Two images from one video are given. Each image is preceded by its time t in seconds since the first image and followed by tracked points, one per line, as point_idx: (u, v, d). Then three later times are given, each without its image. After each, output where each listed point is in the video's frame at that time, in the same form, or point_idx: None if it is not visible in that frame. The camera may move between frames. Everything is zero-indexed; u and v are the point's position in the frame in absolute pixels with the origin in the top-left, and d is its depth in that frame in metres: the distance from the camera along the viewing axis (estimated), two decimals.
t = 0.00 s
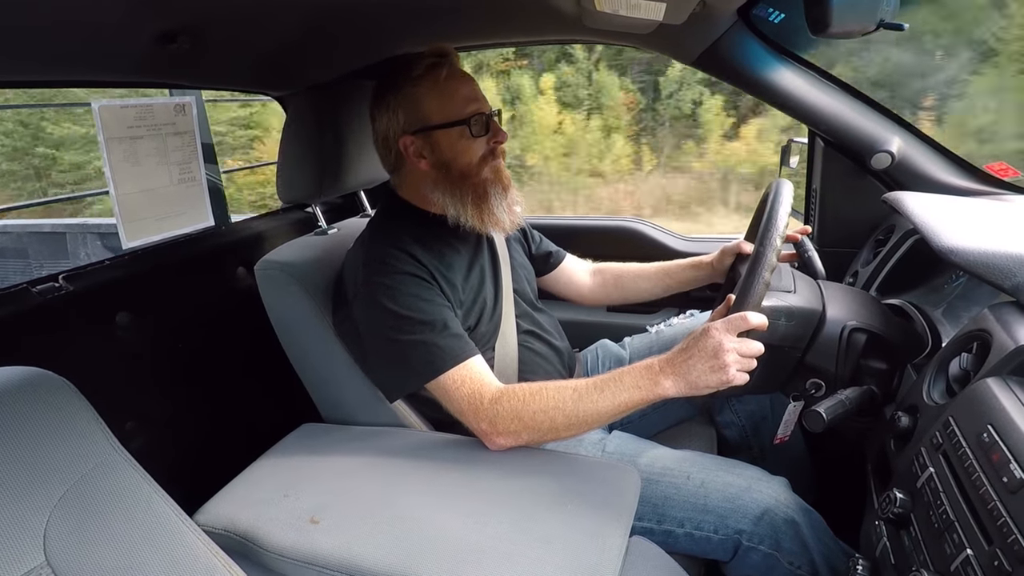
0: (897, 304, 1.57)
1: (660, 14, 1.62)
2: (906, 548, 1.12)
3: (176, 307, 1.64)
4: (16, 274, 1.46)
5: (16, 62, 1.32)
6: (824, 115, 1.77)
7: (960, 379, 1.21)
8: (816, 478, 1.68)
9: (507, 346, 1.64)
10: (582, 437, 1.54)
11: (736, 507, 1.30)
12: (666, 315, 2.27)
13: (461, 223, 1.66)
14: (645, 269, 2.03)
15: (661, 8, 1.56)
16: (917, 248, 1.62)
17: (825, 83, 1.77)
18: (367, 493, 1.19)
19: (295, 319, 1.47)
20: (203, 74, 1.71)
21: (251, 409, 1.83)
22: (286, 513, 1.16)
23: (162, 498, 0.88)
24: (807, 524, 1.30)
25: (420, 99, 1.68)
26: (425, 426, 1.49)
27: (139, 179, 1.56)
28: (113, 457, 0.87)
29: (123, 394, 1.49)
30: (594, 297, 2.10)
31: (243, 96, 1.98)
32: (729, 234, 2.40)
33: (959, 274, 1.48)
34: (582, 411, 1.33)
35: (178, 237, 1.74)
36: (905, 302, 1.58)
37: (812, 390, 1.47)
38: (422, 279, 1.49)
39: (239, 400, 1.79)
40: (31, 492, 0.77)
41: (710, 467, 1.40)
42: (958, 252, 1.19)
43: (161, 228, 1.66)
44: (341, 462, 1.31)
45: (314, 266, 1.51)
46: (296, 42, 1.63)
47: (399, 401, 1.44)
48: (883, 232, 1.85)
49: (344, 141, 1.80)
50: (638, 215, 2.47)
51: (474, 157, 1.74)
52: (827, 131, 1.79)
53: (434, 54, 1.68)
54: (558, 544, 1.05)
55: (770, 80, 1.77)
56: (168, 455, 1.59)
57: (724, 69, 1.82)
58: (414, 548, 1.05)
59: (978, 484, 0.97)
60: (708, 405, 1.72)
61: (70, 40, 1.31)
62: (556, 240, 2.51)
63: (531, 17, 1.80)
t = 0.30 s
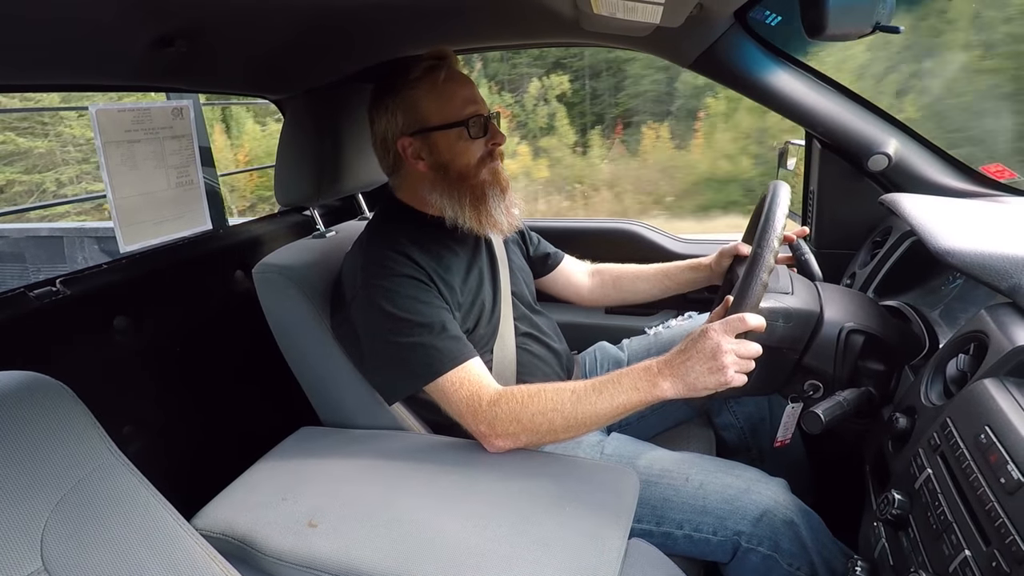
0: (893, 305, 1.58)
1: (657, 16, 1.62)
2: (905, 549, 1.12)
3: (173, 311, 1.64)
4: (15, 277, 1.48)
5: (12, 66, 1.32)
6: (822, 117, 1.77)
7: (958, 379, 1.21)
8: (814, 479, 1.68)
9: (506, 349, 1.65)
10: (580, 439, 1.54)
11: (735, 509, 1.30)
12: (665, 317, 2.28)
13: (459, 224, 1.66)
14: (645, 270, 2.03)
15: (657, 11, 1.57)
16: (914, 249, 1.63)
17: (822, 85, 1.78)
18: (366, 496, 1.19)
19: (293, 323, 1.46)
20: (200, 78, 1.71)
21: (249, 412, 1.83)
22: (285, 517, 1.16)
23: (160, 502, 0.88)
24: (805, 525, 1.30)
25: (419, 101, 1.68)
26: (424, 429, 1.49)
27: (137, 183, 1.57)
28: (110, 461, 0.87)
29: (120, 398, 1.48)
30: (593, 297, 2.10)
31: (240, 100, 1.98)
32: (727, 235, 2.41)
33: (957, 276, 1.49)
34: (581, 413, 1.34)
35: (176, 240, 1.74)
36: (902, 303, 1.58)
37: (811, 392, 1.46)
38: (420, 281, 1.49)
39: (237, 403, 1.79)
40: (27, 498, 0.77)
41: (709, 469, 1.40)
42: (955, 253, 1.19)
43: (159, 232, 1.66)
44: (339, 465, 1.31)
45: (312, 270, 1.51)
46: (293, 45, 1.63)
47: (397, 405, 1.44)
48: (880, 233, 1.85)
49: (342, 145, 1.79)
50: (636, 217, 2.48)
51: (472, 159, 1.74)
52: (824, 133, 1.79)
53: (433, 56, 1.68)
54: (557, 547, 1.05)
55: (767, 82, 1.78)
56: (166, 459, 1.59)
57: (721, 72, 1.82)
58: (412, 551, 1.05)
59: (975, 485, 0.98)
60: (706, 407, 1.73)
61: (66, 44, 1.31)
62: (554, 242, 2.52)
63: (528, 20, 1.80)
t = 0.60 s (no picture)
0: (892, 307, 1.58)
1: (656, 17, 1.62)
2: (904, 550, 1.12)
3: (172, 313, 1.64)
4: (14, 278, 1.51)
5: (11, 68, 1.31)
6: (821, 117, 1.77)
7: (956, 380, 1.21)
8: (813, 479, 1.68)
9: (505, 350, 1.65)
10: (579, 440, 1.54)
11: (734, 510, 1.30)
12: (664, 317, 2.28)
13: (458, 225, 1.66)
14: (639, 280, 2.04)
15: (656, 12, 1.57)
16: (913, 250, 1.63)
17: (821, 86, 1.78)
18: (364, 497, 1.19)
19: (291, 324, 1.46)
20: (199, 79, 1.71)
21: (247, 414, 1.83)
22: (284, 519, 1.16)
23: (158, 505, 0.88)
24: (804, 526, 1.30)
25: (418, 101, 1.68)
26: (423, 430, 1.49)
27: (136, 184, 1.57)
28: (109, 463, 0.87)
29: (119, 399, 1.48)
30: (587, 304, 2.10)
31: (239, 100, 1.97)
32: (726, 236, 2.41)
33: (955, 278, 1.50)
34: (580, 414, 1.34)
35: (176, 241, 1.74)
36: (901, 304, 1.58)
37: (809, 392, 1.46)
38: (419, 283, 1.48)
39: (235, 404, 1.79)
40: (27, 499, 0.77)
41: (708, 470, 1.40)
42: (954, 254, 1.19)
43: (158, 233, 1.67)
44: (339, 467, 1.31)
45: (311, 270, 1.51)
46: (292, 46, 1.63)
47: (397, 406, 1.44)
48: (878, 235, 1.85)
49: (342, 146, 1.79)
50: (635, 218, 2.48)
51: (471, 159, 1.74)
52: (823, 134, 1.79)
53: (432, 56, 1.68)
54: (556, 548, 1.05)
55: (766, 83, 1.78)
56: (165, 460, 1.58)
57: (720, 73, 1.82)
58: (411, 552, 1.05)
59: (975, 486, 0.98)
60: (705, 408, 1.73)
61: (63, 45, 1.30)
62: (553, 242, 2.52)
63: (527, 21, 1.80)
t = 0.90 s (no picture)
0: (891, 306, 1.58)
1: (655, 16, 1.62)
2: (903, 549, 1.12)
3: (171, 314, 1.63)
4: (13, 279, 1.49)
5: (9, 68, 1.31)
6: (819, 118, 1.77)
7: (955, 379, 1.21)
8: (813, 478, 1.69)
9: (504, 350, 1.65)
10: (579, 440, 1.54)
11: (734, 509, 1.30)
12: (663, 317, 2.28)
13: (457, 224, 1.66)
14: (633, 281, 2.04)
15: (655, 11, 1.57)
16: (912, 249, 1.63)
17: (820, 85, 1.78)
18: (364, 497, 1.19)
19: (290, 325, 1.46)
20: (198, 78, 1.71)
21: (246, 414, 1.83)
22: (283, 519, 1.16)
23: (158, 506, 0.88)
24: (803, 526, 1.30)
25: (416, 100, 1.68)
26: (422, 430, 1.49)
27: (135, 185, 1.56)
28: (109, 464, 0.86)
29: (118, 399, 1.48)
30: (583, 306, 2.10)
31: (238, 100, 1.97)
32: (725, 235, 2.41)
33: (954, 277, 1.50)
34: (579, 414, 1.33)
35: (175, 241, 1.74)
36: (900, 303, 1.58)
37: (808, 392, 1.46)
38: (418, 282, 1.48)
39: (235, 404, 1.79)
40: (26, 500, 0.77)
41: (707, 469, 1.40)
42: (954, 254, 1.19)
43: (158, 233, 1.67)
44: (338, 467, 1.31)
45: (311, 271, 1.51)
46: (291, 46, 1.63)
47: (396, 406, 1.44)
48: (878, 234, 1.86)
49: (340, 148, 1.79)
50: (635, 217, 2.48)
51: (469, 158, 1.74)
52: (822, 134, 1.79)
53: (430, 55, 1.68)
54: (556, 547, 1.04)
55: (766, 82, 1.77)
56: (164, 460, 1.58)
57: (720, 72, 1.82)
58: (412, 552, 1.05)
59: (974, 485, 0.98)
60: (704, 408, 1.73)
61: (61, 45, 1.30)
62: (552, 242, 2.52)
63: (526, 20, 1.80)
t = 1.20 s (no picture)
0: (892, 306, 1.58)
1: (656, 16, 1.62)
2: (904, 549, 1.12)
3: (171, 313, 1.64)
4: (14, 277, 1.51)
5: (11, 67, 1.31)
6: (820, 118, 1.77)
7: (957, 379, 1.21)
8: (814, 478, 1.68)
9: (505, 349, 1.65)
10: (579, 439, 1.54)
11: (735, 509, 1.30)
12: (664, 317, 2.28)
13: (458, 222, 1.66)
14: (634, 281, 2.04)
15: (656, 11, 1.57)
16: (913, 249, 1.63)
17: (821, 85, 1.78)
18: (365, 496, 1.19)
19: (291, 323, 1.46)
20: (199, 78, 1.71)
21: (247, 413, 1.83)
22: (284, 518, 1.16)
23: (159, 504, 0.88)
24: (804, 526, 1.30)
25: (417, 98, 1.68)
26: (423, 429, 1.49)
27: (136, 184, 1.57)
28: (110, 462, 0.87)
29: (120, 398, 1.48)
30: (585, 305, 2.10)
31: (239, 99, 1.97)
32: (726, 235, 2.41)
33: (956, 277, 1.50)
34: (580, 414, 1.33)
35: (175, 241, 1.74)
36: (901, 303, 1.58)
37: (809, 391, 1.46)
38: (419, 281, 1.48)
39: (235, 403, 1.79)
40: (28, 497, 0.77)
41: (708, 469, 1.40)
42: (956, 254, 1.19)
43: (159, 232, 1.67)
44: (339, 466, 1.30)
45: (311, 270, 1.51)
46: (292, 45, 1.63)
47: (396, 405, 1.44)
48: (879, 234, 1.85)
49: (341, 147, 1.79)
50: (635, 217, 2.48)
51: (471, 156, 1.74)
52: (823, 134, 1.79)
53: (432, 54, 1.68)
54: (557, 546, 1.04)
55: (767, 82, 1.77)
56: (165, 459, 1.58)
57: (721, 72, 1.82)
58: (412, 551, 1.05)
59: (975, 485, 0.98)
60: (705, 407, 1.73)
61: (62, 44, 1.30)
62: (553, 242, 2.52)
63: (527, 19, 1.79)
